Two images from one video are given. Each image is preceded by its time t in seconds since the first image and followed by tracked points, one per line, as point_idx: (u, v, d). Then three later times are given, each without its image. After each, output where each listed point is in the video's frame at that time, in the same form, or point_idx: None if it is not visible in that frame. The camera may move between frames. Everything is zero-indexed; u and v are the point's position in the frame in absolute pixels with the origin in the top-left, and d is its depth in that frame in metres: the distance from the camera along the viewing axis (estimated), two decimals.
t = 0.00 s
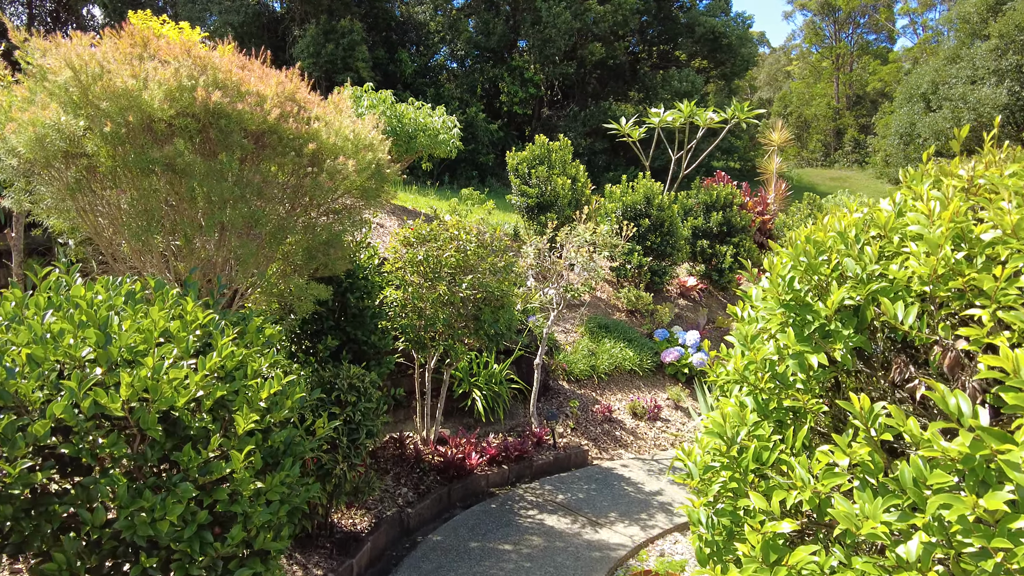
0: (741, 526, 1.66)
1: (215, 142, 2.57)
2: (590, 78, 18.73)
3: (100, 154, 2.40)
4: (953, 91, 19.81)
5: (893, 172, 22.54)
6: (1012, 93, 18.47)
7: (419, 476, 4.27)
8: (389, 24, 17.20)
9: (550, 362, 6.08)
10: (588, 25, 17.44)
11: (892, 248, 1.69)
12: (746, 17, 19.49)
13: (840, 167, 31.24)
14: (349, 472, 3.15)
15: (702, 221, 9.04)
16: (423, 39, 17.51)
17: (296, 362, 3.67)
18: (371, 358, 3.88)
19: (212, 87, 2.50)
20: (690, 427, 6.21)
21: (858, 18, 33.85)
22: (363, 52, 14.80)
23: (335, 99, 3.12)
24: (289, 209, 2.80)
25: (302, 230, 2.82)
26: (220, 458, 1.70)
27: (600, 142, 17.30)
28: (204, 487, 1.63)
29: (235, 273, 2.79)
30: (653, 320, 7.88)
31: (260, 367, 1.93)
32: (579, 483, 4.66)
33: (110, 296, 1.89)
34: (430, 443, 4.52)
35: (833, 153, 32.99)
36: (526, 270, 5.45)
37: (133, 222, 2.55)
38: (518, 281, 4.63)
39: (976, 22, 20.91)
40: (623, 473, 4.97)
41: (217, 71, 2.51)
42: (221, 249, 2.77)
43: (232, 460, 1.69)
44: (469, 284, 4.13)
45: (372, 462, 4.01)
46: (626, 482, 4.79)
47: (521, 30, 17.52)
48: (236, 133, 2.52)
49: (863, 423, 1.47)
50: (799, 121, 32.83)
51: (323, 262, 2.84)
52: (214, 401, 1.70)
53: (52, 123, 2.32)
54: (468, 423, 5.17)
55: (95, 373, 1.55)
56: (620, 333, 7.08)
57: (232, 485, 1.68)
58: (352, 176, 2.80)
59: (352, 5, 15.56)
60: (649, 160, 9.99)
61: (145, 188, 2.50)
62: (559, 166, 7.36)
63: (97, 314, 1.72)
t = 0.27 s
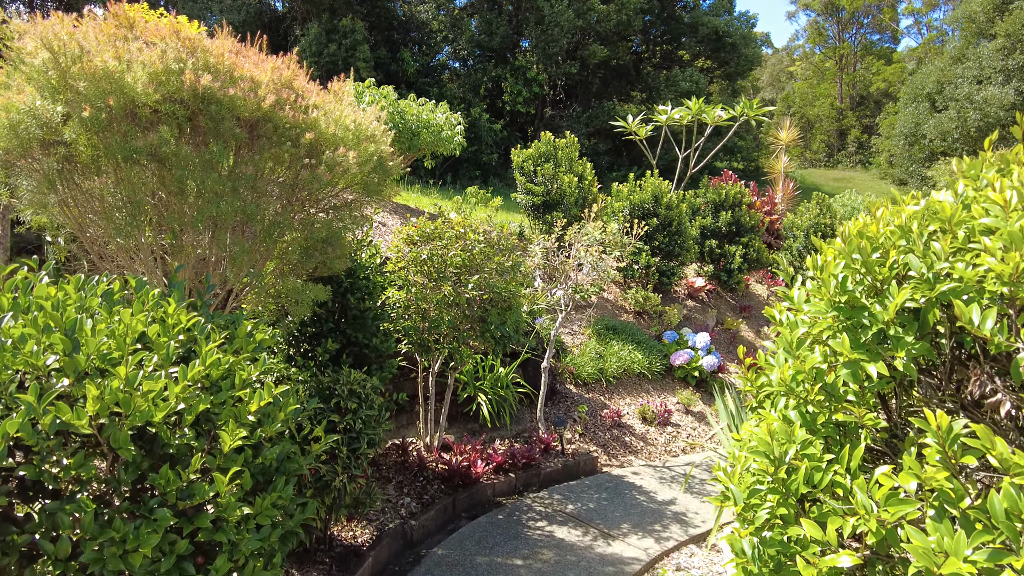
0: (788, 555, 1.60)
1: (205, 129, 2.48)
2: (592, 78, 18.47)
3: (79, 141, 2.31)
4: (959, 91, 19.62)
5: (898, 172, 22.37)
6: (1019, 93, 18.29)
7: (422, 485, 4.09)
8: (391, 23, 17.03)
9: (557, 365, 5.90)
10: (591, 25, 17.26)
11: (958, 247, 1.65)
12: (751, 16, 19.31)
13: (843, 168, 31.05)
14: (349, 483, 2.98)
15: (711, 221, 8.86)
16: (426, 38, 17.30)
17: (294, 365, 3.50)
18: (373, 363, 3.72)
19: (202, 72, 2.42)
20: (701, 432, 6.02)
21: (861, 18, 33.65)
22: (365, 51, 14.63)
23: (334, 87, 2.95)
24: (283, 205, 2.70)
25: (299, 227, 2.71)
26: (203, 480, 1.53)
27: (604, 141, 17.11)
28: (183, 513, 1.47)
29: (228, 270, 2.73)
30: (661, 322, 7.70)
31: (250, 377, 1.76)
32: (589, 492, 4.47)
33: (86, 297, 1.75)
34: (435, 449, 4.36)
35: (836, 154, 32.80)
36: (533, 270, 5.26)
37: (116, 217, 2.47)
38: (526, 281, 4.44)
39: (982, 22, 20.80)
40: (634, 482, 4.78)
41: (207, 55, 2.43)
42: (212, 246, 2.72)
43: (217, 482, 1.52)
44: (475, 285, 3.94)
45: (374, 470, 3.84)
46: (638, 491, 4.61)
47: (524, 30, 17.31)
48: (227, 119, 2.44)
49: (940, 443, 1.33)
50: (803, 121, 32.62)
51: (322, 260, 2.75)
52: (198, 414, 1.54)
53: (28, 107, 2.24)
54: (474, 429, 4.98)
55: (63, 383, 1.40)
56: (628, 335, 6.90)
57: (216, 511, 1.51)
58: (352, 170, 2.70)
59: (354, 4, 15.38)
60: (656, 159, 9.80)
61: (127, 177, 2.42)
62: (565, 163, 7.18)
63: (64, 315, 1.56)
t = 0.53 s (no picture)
0: None
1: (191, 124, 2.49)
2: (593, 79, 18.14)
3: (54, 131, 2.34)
4: (965, 91, 19.45)
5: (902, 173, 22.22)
6: None
7: (423, 497, 3.92)
8: (393, 23, 16.87)
9: (562, 370, 5.73)
10: (594, 25, 17.09)
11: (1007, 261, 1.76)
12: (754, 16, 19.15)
13: (846, 169, 30.88)
14: (346, 499, 2.83)
15: (718, 221, 8.70)
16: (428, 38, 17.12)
17: (289, 372, 3.34)
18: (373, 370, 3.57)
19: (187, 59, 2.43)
20: (710, 439, 5.86)
21: (865, 19, 33.46)
22: (366, 51, 14.47)
23: (332, 81, 2.85)
24: (276, 206, 2.69)
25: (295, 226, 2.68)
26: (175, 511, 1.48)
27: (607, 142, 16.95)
28: (156, 547, 1.43)
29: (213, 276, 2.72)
30: (668, 325, 7.54)
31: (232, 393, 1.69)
32: (597, 503, 4.31)
33: (51, 304, 1.72)
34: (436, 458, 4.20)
35: (839, 155, 32.63)
36: (538, 272, 5.09)
37: (88, 217, 2.47)
38: (531, 284, 4.28)
39: (988, 22, 20.75)
40: (643, 491, 4.62)
41: (193, 43, 2.44)
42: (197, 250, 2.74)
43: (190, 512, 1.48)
44: (479, 288, 3.77)
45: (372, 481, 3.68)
46: (647, 502, 4.44)
47: (527, 30, 17.14)
48: (214, 112, 2.45)
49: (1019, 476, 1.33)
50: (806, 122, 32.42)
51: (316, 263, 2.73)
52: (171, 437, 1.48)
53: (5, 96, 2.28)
54: (476, 436, 4.81)
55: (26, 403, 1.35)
56: (635, 338, 6.74)
57: (192, 548, 1.46)
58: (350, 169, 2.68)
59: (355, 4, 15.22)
60: (662, 158, 9.63)
61: (107, 170, 2.44)
62: (570, 162, 7.02)
63: (19, 327, 1.51)
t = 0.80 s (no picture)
0: None
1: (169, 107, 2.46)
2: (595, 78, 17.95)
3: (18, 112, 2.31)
4: (970, 90, 19.26)
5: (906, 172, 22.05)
6: None
7: (422, 505, 3.77)
8: (393, 22, 16.71)
9: (566, 372, 5.56)
10: (595, 23, 16.92)
11: None
12: (757, 14, 18.97)
13: (849, 168, 30.70)
14: (340, 511, 2.68)
15: (724, 220, 8.53)
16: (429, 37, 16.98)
17: (282, 375, 3.18)
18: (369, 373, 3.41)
19: (167, 38, 2.39)
20: (718, 443, 5.70)
21: (867, 18, 33.28)
22: (367, 50, 14.32)
23: (326, 63, 2.82)
24: (262, 198, 2.64)
25: (286, 219, 2.60)
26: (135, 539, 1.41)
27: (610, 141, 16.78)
28: None
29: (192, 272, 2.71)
30: (674, 326, 7.38)
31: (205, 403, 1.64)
32: (604, 511, 4.15)
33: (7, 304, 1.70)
34: (436, 464, 4.07)
35: (842, 155, 32.47)
36: (543, 271, 4.92)
37: (56, 205, 2.42)
38: (535, 283, 4.10)
39: (992, 20, 20.61)
40: (651, 499, 4.46)
41: (172, 23, 2.41)
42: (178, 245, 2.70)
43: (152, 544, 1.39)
44: (481, 287, 3.60)
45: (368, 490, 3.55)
46: (656, 510, 4.27)
47: (528, 28, 16.96)
48: (193, 94, 2.40)
49: None
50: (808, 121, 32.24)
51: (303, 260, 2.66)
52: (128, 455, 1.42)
53: None
54: (478, 441, 4.66)
55: None
56: (640, 339, 6.58)
57: None
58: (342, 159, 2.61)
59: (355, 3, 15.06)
60: (666, 156, 9.46)
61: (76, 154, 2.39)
62: (574, 159, 6.86)
63: None
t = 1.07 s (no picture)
0: None
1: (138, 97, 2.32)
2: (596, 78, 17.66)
3: None
4: (974, 89, 19.07)
5: (909, 171, 21.88)
6: None
7: (419, 519, 3.61)
8: (393, 21, 16.54)
9: (569, 377, 5.39)
10: (596, 22, 16.71)
11: None
12: (759, 13, 18.79)
13: (851, 168, 30.55)
14: (330, 532, 2.51)
15: (729, 220, 8.35)
16: (429, 36, 16.82)
17: (271, 385, 3.11)
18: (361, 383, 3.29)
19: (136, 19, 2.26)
20: (726, 450, 5.52)
21: (869, 17, 33.10)
22: (366, 49, 14.15)
23: (313, 51, 2.75)
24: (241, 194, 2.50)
25: (269, 218, 2.48)
26: None
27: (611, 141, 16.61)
28: None
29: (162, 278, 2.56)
30: (679, 328, 7.21)
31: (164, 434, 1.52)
32: (609, 523, 3.98)
33: None
34: (433, 474, 3.93)
35: (843, 154, 32.31)
36: (545, 273, 4.74)
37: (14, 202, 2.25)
38: (537, 286, 3.93)
39: (996, 19, 20.42)
40: (658, 510, 4.28)
41: (143, 5, 2.28)
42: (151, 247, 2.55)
43: None
44: (481, 290, 3.43)
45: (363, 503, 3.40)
46: (663, 522, 4.09)
47: (528, 27, 16.75)
48: (164, 81, 2.27)
49: None
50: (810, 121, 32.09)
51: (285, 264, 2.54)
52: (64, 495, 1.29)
53: None
54: (478, 449, 4.50)
55: None
56: (645, 342, 6.42)
57: None
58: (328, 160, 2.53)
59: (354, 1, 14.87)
60: (670, 155, 9.27)
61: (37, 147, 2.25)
62: (577, 157, 6.68)
63: None
